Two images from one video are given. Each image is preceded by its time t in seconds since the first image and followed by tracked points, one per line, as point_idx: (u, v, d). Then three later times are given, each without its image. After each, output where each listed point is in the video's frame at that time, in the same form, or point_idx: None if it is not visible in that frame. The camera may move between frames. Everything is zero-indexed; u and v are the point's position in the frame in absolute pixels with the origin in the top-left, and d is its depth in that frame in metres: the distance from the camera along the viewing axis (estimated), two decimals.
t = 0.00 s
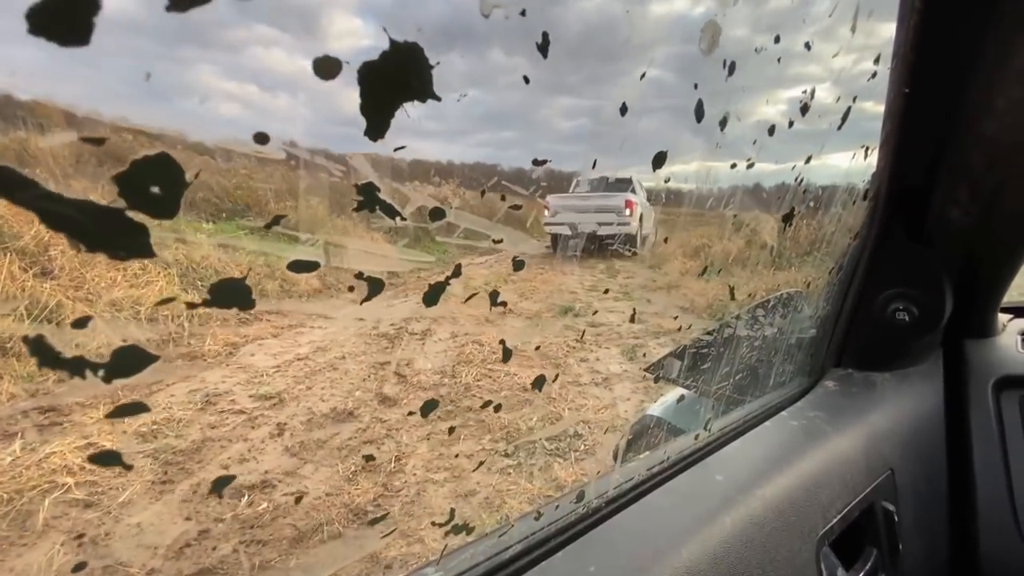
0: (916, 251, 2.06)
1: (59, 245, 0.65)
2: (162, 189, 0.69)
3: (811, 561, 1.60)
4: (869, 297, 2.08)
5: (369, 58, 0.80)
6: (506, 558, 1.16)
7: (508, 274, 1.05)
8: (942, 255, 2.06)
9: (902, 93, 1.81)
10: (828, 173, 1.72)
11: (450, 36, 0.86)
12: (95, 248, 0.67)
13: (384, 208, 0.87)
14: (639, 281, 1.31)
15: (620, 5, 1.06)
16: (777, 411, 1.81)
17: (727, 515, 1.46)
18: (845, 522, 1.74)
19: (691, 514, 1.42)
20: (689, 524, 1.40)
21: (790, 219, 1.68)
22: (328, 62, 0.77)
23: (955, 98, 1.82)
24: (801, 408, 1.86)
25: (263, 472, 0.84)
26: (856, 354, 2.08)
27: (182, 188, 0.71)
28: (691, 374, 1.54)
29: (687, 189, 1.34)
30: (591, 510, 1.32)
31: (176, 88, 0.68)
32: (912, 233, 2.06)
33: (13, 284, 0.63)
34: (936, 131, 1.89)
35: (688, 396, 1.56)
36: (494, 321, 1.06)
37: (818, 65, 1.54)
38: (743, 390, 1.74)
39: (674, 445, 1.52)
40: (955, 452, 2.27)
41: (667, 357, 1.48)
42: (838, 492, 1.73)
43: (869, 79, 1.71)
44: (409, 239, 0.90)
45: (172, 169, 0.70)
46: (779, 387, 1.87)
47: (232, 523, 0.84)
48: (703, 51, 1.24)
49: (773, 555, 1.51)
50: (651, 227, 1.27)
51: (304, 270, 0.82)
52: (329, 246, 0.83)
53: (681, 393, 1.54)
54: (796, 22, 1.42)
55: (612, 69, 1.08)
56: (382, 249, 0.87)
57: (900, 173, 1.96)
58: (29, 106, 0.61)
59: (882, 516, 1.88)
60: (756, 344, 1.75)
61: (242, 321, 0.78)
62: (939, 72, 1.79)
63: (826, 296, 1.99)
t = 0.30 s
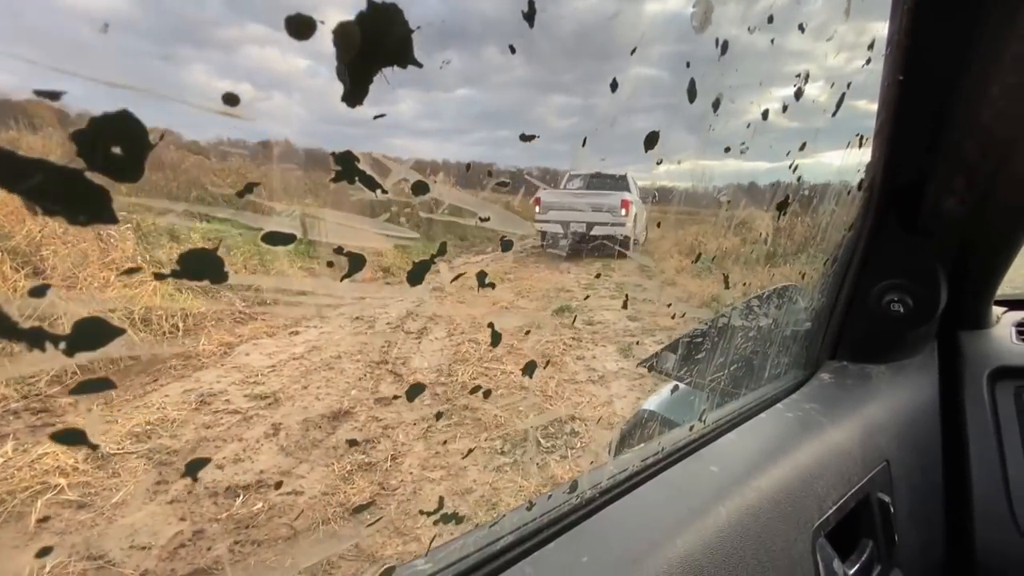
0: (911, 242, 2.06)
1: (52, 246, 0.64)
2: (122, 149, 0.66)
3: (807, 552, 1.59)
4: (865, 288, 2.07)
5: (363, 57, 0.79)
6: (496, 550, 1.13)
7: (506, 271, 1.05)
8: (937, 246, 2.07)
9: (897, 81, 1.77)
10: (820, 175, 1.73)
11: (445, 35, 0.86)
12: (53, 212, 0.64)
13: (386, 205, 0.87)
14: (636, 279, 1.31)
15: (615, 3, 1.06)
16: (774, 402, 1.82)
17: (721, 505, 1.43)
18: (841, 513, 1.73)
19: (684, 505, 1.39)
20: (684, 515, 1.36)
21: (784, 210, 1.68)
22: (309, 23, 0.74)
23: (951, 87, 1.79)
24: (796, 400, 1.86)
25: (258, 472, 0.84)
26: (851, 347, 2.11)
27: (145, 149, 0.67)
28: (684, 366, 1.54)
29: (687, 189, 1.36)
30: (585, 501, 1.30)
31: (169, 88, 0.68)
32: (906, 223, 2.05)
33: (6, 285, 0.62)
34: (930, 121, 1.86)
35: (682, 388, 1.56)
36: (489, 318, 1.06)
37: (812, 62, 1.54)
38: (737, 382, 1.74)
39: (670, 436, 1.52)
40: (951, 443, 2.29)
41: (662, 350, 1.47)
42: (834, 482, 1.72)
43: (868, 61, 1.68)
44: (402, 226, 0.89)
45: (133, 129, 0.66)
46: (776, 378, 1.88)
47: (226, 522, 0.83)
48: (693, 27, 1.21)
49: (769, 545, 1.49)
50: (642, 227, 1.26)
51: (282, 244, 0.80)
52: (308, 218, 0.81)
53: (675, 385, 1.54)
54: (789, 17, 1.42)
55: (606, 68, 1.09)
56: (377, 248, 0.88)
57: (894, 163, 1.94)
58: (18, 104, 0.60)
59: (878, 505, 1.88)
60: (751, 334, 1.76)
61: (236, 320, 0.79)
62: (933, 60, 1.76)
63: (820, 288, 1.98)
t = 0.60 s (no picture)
0: (902, 240, 2.06)
1: (46, 248, 0.64)
2: (95, 157, 0.65)
3: (798, 551, 1.60)
4: (855, 286, 2.08)
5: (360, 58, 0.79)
6: (485, 551, 1.12)
7: (500, 272, 1.06)
8: (928, 243, 2.06)
9: (885, 80, 1.77)
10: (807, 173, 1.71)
11: (440, 35, 0.86)
12: (24, 220, 0.62)
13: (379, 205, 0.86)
14: (632, 279, 1.31)
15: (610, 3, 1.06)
16: (767, 401, 1.81)
17: (713, 504, 1.44)
18: (833, 511, 1.74)
19: (675, 506, 1.38)
20: (675, 515, 1.37)
21: (774, 208, 1.66)
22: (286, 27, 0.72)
23: (938, 87, 1.77)
24: (789, 398, 1.86)
25: (254, 474, 0.84)
26: (844, 345, 2.10)
27: (117, 157, 0.66)
28: (676, 365, 1.53)
29: (683, 188, 1.35)
30: (574, 501, 1.29)
31: (164, 88, 0.67)
32: (897, 220, 2.04)
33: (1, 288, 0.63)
34: (919, 120, 1.85)
35: (673, 386, 1.55)
36: (485, 318, 1.06)
37: (807, 62, 1.54)
38: (729, 381, 1.74)
39: (662, 435, 1.51)
40: (943, 440, 2.30)
41: (653, 350, 1.46)
42: (825, 481, 1.73)
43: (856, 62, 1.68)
44: (398, 227, 0.89)
45: (109, 137, 0.65)
46: (768, 377, 1.88)
47: (223, 524, 0.83)
48: (678, 29, 1.19)
49: (759, 544, 1.50)
50: (634, 228, 1.25)
51: (261, 249, 0.78)
52: (286, 223, 0.79)
53: (666, 384, 1.53)
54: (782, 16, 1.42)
55: (602, 67, 1.09)
56: (372, 250, 0.87)
57: (884, 162, 1.94)
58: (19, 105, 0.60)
59: (870, 503, 1.88)
60: (742, 333, 1.75)
61: (233, 322, 0.79)
62: (921, 59, 1.74)
63: (812, 286, 1.99)
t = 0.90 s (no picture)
0: (891, 239, 2.06)
1: (40, 253, 0.64)
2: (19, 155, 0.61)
3: (786, 551, 1.59)
4: (845, 283, 2.07)
5: (356, 59, 0.80)
6: (462, 555, 1.09)
7: (496, 274, 1.06)
8: (918, 242, 2.08)
9: (872, 77, 1.77)
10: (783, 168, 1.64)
11: (436, 35, 0.86)
12: None
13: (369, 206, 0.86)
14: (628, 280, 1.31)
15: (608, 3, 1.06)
16: (755, 400, 1.80)
17: (697, 505, 1.41)
18: (821, 510, 1.73)
19: (658, 506, 1.36)
20: (659, 518, 1.33)
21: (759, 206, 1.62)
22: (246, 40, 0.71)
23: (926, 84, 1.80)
24: (777, 397, 1.85)
25: (250, 477, 0.83)
26: (835, 342, 2.09)
27: (42, 155, 0.62)
28: (663, 363, 1.50)
29: (680, 187, 1.36)
30: (558, 503, 1.26)
31: (159, 92, 0.67)
32: (886, 219, 2.06)
33: None
34: (907, 117, 1.88)
35: (659, 386, 1.51)
36: (483, 319, 1.06)
37: (802, 61, 1.55)
38: (718, 380, 1.72)
39: (648, 436, 1.48)
40: (933, 438, 2.30)
41: (647, 350, 1.43)
42: (814, 480, 1.72)
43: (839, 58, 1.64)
44: (396, 228, 0.90)
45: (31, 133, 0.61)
46: (758, 376, 1.86)
47: (218, 527, 0.83)
48: (647, 24, 1.14)
49: (744, 545, 1.48)
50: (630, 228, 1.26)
51: (200, 249, 0.74)
52: (229, 221, 0.75)
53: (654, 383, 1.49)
54: (779, 15, 1.43)
55: (599, 67, 1.09)
56: (368, 249, 0.88)
57: (873, 160, 1.94)
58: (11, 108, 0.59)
59: (859, 502, 1.88)
60: (729, 332, 1.73)
61: (229, 326, 0.79)
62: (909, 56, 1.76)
63: (801, 284, 1.98)
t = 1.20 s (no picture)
0: (874, 237, 1.97)
1: (36, 258, 0.63)
2: None
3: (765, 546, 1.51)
4: (827, 281, 2.00)
5: (352, 61, 0.80)
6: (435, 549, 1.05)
7: (492, 276, 1.07)
8: (899, 238, 1.98)
9: (843, 77, 1.68)
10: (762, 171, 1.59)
11: (432, 37, 0.87)
12: None
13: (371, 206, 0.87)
14: (624, 280, 1.31)
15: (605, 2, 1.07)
16: (739, 396, 1.72)
17: (671, 499, 1.34)
18: (802, 504, 1.66)
19: (628, 500, 1.28)
20: (637, 511, 1.27)
21: (735, 203, 1.55)
22: (207, 63, 0.70)
23: (896, 82, 1.71)
24: (760, 391, 1.78)
25: (249, 480, 0.83)
26: (820, 341, 2.01)
27: (7, 164, 0.61)
28: (652, 362, 1.47)
29: (678, 186, 1.36)
30: (535, 498, 1.21)
31: (157, 97, 0.67)
32: (869, 218, 1.97)
33: None
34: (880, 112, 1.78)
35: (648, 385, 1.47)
36: (482, 320, 1.07)
37: (799, 60, 1.56)
38: (699, 377, 1.65)
39: (628, 431, 1.42)
40: (917, 434, 2.19)
41: (636, 347, 1.42)
42: (794, 473, 1.64)
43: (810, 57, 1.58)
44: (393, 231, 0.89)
45: None
46: (742, 372, 1.79)
47: (217, 531, 0.82)
48: (608, 29, 1.09)
49: (720, 537, 1.40)
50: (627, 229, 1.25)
51: (164, 250, 0.72)
52: (191, 219, 0.73)
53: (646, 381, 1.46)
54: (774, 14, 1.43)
55: (597, 67, 1.09)
56: (366, 252, 0.88)
57: (852, 158, 1.85)
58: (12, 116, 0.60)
59: (843, 496, 1.81)
60: (709, 329, 1.66)
61: (228, 328, 0.79)
62: (875, 52, 1.67)
63: (783, 284, 1.91)
